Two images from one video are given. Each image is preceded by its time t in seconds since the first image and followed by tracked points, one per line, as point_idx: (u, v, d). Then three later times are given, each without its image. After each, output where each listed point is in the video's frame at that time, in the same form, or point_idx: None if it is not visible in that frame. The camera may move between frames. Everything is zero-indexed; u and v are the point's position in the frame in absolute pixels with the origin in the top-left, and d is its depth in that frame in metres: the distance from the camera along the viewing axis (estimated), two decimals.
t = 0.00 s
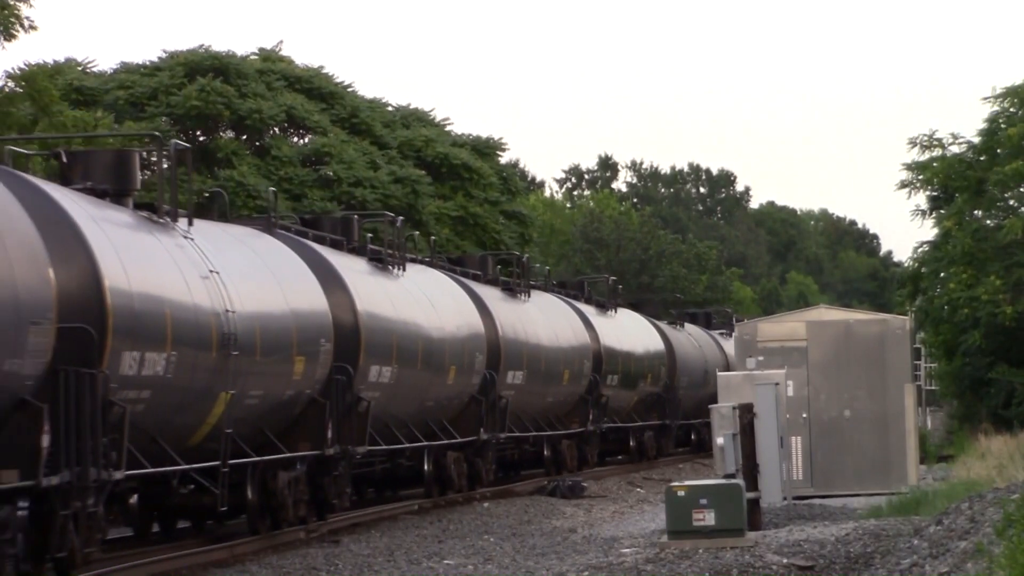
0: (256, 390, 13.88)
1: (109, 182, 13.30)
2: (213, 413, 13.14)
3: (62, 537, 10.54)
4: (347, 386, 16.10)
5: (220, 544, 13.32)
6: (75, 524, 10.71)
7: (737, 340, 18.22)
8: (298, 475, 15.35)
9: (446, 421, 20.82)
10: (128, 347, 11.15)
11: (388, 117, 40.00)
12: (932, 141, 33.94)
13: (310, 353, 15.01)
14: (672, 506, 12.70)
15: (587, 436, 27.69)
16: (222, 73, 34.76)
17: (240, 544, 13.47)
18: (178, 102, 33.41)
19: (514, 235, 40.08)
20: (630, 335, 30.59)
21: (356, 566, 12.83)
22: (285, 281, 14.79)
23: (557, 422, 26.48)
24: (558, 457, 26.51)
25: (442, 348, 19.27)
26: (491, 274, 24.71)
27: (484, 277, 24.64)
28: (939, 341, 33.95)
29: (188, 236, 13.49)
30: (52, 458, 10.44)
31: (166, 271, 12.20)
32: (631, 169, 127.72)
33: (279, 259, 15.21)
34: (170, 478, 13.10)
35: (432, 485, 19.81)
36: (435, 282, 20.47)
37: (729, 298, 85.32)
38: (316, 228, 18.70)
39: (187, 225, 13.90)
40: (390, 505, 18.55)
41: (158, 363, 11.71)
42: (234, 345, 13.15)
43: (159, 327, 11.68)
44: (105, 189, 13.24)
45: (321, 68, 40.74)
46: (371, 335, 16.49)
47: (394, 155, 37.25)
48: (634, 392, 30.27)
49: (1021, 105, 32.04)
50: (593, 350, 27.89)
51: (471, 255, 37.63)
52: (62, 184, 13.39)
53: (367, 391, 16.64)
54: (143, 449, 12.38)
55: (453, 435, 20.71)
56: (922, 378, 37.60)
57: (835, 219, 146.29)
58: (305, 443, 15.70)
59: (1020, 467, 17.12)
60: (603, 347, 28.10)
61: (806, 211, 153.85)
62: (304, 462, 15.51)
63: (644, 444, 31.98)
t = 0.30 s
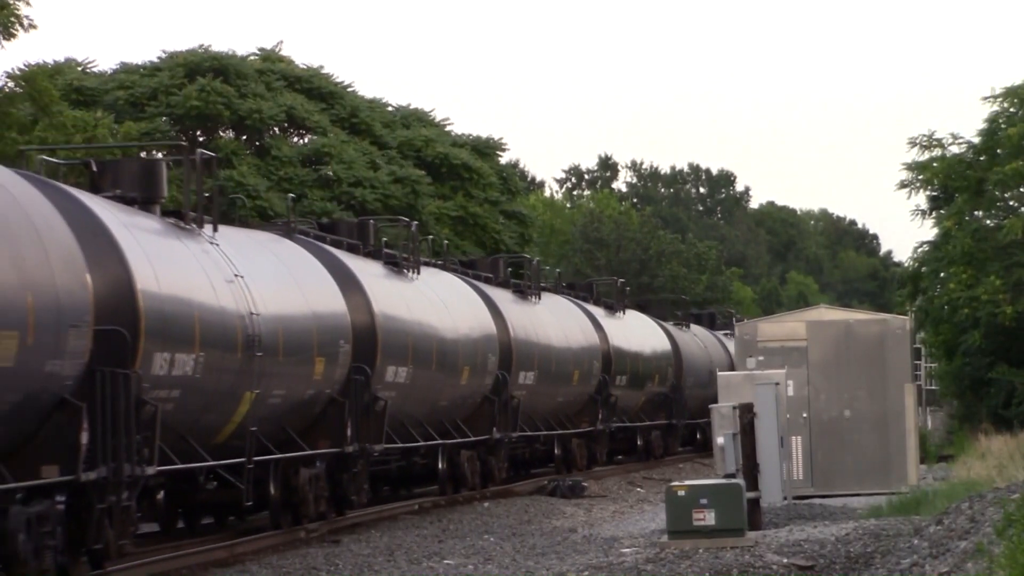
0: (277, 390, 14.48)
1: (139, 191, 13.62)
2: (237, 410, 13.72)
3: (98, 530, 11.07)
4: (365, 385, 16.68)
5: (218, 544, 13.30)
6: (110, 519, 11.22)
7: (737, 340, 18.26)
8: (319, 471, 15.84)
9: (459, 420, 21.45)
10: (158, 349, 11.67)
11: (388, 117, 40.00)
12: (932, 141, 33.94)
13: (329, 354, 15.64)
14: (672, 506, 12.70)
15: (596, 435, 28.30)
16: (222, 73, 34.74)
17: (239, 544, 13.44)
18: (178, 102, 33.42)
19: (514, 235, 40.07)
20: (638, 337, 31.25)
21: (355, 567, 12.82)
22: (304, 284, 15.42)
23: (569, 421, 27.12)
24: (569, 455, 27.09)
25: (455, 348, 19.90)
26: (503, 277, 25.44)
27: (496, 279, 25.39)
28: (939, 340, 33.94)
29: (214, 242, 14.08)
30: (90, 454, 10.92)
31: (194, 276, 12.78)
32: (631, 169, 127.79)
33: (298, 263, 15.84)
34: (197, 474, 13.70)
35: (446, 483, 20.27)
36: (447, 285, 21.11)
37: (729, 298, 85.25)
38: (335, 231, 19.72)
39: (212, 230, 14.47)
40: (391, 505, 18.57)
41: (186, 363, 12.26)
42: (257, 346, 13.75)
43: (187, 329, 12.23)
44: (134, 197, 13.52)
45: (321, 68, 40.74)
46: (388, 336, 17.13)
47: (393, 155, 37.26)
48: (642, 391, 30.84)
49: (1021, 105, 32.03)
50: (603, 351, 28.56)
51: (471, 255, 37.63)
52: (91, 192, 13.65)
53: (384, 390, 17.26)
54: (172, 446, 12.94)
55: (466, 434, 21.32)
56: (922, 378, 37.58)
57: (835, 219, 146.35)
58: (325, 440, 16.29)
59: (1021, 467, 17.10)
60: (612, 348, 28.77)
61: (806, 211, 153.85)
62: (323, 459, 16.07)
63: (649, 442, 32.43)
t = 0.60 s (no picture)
0: (300, 391, 14.89)
1: (167, 199, 14.17)
2: (261, 411, 14.12)
3: (131, 524, 11.52)
4: (383, 385, 17.14)
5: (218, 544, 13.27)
6: (142, 514, 11.64)
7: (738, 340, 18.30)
8: (337, 470, 16.35)
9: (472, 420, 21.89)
10: (189, 351, 12.03)
11: (388, 117, 40.00)
12: (931, 141, 33.93)
13: (348, 356, 16.09)
14: (672, 506, 12.71)
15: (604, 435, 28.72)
16: (222, 73, 34.75)
17: (239, 544, 13.42)
18: (178, 102, 33.44)
19: (514, 235, 40.07)
20: (646, 338, 31.76)
21: (356, 566, 12.82)
22: (325, 288, 15.85)
23: (578, 422, 27.59)
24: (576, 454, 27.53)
25: (468, 350, 20.35)
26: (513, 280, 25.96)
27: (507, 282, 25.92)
28: (939, 340, 33.94)
29: (239, 247, 14.50)
30: (124, 451, 11.31)
31: (222, 279, 13.16)
32: (631, 169, 127.88)
33: (318, 267, 16.27)
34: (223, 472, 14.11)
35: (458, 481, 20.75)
36: (460, 287, 21.56)
37: (729, 298, 85.19)
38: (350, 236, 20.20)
39: (237, 236, 14.89)
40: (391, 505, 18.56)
41: (215, 364, 12.62)
42: (282, 348, 14.14)
43: (217, 331, 12.60)
44: (162, 205, 14.11)
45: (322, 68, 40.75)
46: (404, 337, 17.58)
47: (394, 155, 37.26)
48: (650, 392, 31.41)
49: (1021, 105, 32.03)
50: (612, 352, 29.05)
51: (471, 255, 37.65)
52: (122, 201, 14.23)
53: (400, 390, 17.71)
54: (200, 445, 13.33)
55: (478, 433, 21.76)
56: (922, 378, 37.59)
57: (835, 219, 146.43)
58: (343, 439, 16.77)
59: (1021, 467, 17.10)
60: (621, 349, 29.28)
61: (807, 211, 153.87)
62: (341, 457, 16.53)
63: (656, 442, 32.74)
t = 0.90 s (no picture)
0: (319, 390, 15.58)
1: (193, 206, 14.86)
2: (283, 410, 14.83)
3: (161, 518, 12.17)
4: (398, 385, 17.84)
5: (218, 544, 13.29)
6: (171, 509, 12.31)
7: (737, 340, 18.23)
8: (354, 467, 16.99)
9: (484, 419, 22.58)
10: (217, 352, 12.76)
11: (388, 117, 40.01)
12: (931, 141, 33.94)
13: (365, 357, 16.81)
14: (672, 506, 12.71)
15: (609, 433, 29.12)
16: (221, 73, 34.76)
17: (239, 544, 13.43)
18: (178, 102, 33.47)
19: (514, 235, 40.06)
20: (654, 340, 32.36)
21: (356, 567, 12.83)
22: (343, 292, 16.57)
23: (587, 421, 28.24)
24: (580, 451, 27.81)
25: (480, 351, 21.04)
26: (525, 282, 26.64)
27: (518, 285, 26.59)
28: (939, 340, 33.96)
29: (262, 253, 15.23)
30: (156, 448, 12.00)
31: (246, 284, 13.88)
32: (631, 169, 127.92)
33: (336, 272, 16.99)
34: (246, 469, 14.74)
35: (471, 478, 21.43)
36: (472, 290, 22.27)
37: (729, 298, 85.09)
38: (366, 240, 20.54)
39: (261, 242, 15.61)
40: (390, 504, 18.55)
41: (240, 366, 13.33)
42: (302, 350, 14.86)
43: (242, 334, 13.31)
44: (188, 212, 14.75)
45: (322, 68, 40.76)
46: (418, 340, 18.29)
47: (393, 155, 37.27)
48: (657, 392, 31.98)
49: (1022, 105, 32.01)
50: (620, 354, 29.70)
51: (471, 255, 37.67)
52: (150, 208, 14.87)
53: (414, 390, 18.41)
54: (226, 443, 14.01)
55: (490, 432, 22.43)
56: (922, 378, 37.59)
57: (835, 219, 146.43)
58: (361, 437, 17.46)
59: (1021, 467, 17.10)
60: (629, 350, 29.92)
61: (806, 211, 153.84)
62: (358, 454, 17.15)
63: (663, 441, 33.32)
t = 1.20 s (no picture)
0: (339, 390, 15.84)
1: (217, 212, 15.25)
2: (305, 411, 15.09)
3: (190, 513, 12.45)
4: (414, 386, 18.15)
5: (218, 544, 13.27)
6: (200, 505, 12.57)
7: (737, 341, 18.17)
8: (371, 465, 17.24)
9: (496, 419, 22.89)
10: (243, 354, 13.02)
11: (388, 117, 40.02)
12: (931, 141, 33.94)
13: (383, 358, 17.10)
14: (672, 505, 12.71)
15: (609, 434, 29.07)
16: (221, 73, 34.77)
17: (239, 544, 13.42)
18: (178, 102, 33.49)
19: (514, 235, 40.05)
20: (661, 341, 32.69)
21: (355, 566, 12.83)
22: (362, 295, 16.87)
23: (596, 421, 28.58)
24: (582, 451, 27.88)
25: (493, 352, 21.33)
26: (536, 284, 27.00)
27: (529, 286, 26.93)
28: (940, 340, 33.95)
29: (284, 257, 15.52)
30: (185, 447, 12.27)
31: (270, 287, 14.16)
32: (631, 169, 128.00)
33: (355, 275, 17.29)
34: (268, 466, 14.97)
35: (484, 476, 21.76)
36: (485, 293, 22.57)
37: (729, 298, 85.05)
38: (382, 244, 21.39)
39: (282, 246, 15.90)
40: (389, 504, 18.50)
41: (264, 367, 13.62)
42: (324, 351, 15.14)
43: (266, 336, 13.60)
44: (212, 218, 15.18)
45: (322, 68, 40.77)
46: (434, 341, 18.58)
47: (393, 155, 37.27)
48: (663, 393, 32.29)
49: (1022, 105, 32.00)
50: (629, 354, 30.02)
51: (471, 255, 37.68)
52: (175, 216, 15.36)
53: (429, 390, 18.71)
54: (250, 441, 14.28)
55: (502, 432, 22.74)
56: (922, 378, 37.58)
57: (834, 219, 146.47)
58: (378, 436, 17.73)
59: (1021, 467, 17.09)
60: (638, 350, 30.22)
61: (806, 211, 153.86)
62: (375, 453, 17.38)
63: (668, 441, 33.61)
